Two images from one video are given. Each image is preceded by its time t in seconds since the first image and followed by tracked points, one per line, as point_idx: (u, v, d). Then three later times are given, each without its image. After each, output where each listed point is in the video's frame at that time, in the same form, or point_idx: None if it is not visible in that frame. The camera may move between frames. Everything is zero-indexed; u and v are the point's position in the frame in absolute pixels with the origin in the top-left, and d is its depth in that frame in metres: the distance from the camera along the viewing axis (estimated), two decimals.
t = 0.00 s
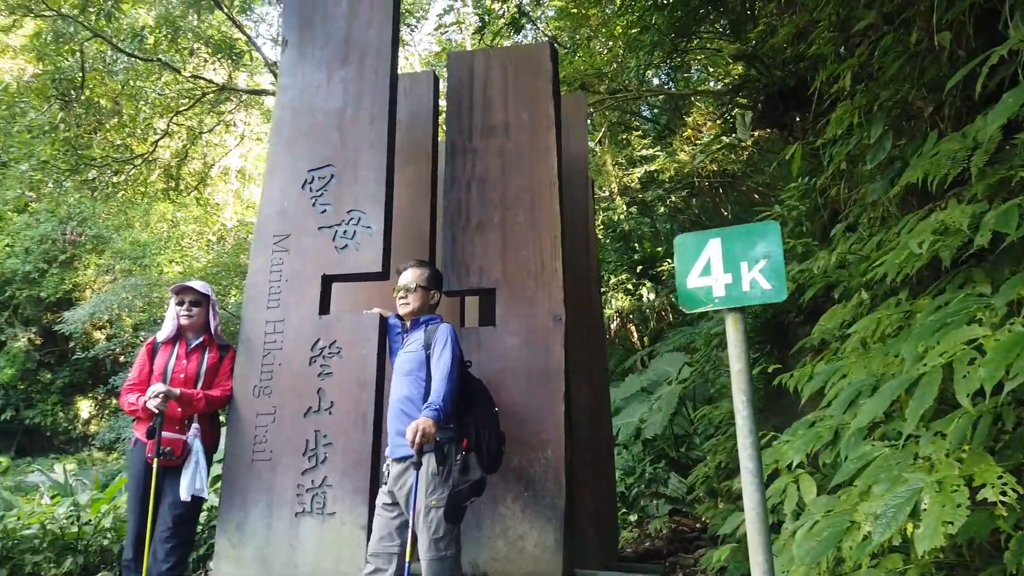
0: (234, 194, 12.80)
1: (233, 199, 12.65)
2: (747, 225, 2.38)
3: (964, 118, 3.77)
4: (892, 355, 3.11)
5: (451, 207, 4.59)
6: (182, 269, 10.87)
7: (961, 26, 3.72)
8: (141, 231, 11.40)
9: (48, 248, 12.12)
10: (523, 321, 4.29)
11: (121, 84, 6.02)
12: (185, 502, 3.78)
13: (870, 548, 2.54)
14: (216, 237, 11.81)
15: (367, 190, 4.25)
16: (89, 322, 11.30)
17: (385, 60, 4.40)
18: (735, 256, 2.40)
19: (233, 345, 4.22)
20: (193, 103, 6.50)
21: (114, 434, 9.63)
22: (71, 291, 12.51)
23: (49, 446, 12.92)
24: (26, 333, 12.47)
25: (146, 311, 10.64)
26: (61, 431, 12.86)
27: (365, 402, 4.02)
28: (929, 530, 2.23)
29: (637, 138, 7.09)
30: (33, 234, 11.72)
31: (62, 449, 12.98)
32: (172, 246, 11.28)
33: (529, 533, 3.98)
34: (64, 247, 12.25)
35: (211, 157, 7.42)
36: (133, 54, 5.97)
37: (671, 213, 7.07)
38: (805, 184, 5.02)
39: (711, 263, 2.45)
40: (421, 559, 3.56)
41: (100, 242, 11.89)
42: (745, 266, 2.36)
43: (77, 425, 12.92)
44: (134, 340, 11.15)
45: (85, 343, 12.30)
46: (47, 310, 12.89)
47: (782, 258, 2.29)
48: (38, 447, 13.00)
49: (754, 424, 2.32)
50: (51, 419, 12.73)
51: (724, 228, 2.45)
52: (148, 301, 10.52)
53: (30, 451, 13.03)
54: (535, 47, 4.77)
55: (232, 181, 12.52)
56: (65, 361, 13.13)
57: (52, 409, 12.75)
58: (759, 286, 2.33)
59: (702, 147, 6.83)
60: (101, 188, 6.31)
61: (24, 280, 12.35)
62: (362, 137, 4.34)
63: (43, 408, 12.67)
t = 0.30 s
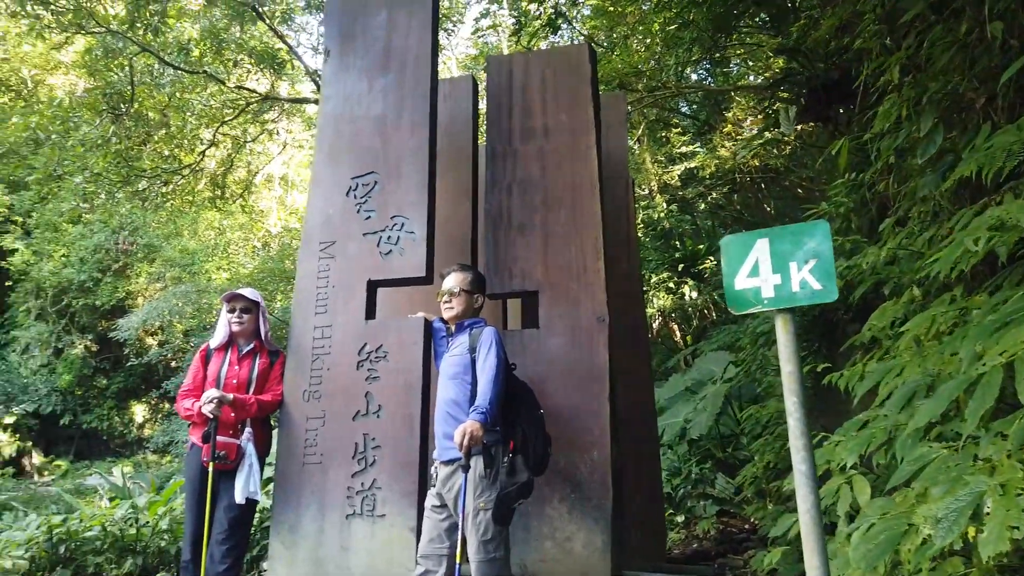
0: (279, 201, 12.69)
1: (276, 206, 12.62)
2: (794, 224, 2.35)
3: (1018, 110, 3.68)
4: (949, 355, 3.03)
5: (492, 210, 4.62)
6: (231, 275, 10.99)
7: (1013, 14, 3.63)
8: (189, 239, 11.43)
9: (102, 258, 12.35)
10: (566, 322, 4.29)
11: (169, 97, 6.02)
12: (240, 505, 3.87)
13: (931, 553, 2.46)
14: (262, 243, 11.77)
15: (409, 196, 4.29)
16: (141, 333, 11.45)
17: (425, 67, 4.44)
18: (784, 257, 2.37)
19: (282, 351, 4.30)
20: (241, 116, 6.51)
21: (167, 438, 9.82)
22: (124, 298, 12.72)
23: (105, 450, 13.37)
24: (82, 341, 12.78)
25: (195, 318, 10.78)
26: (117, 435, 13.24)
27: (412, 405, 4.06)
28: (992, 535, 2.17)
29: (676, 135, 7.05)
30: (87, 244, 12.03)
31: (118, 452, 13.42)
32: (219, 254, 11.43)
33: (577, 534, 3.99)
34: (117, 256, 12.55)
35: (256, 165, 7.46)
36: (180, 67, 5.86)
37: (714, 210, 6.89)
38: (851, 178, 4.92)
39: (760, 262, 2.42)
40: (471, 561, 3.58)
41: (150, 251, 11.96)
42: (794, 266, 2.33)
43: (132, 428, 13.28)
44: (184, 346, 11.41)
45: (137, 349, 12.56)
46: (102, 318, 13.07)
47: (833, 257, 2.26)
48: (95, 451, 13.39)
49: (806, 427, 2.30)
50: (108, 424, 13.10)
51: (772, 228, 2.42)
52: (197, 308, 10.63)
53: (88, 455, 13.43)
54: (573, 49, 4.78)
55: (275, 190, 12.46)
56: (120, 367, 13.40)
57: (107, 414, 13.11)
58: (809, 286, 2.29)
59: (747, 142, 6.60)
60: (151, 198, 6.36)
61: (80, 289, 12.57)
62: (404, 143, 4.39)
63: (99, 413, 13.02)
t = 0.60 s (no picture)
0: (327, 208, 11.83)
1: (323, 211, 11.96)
2: (849, 229, 2.37)
3: None
4: (1015, 357, 2.89)
5: (537, 214, 4.62)
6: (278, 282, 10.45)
7: None
8: (236, 247, 10.89)
9: (157, 267, 12.49)
10: (614, 327, 4.27)
11: (217, 109, 5.87)
12: (296, 510, 3.94)
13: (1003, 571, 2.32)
14: (310, 249, 11.15)
15: (455, 204, 4.32)
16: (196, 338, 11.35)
17: (468, 74, 4.45)
18: (839, 262, 2.40)
19: (334, 358, 4.37)
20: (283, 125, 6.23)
21: (223, 442, 9.96)
22: (179, 306, 12.88)
23: (164, 454, 13.69)
24: (139, 348, 13.04)
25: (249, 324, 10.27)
26: (174, 439, 13.56)
27: (462, 411, 4.09)
28: None
29: (720, 131, 7.07)
30: (142, 254, 12.20)
31: (176, 455, 13.67)
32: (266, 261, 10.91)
33: (629, 539, 3.98)
34: (171, 265, 12.61)
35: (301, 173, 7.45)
36: (227, 80, 5.76)
37: (759, 205, 6.91)
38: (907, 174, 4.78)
39: (815, 267, 2.45)
40: (524, 567, 3.59)
41: (202, 260, 11.74)
42: (850, 271, 2.35)
43: (189, 432, 13.58)
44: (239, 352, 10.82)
45: (192, 356, 12.72)
46: (158, 325, 13.38)
47: (891, 261, 2.28)
48: (155, 454, 13.75)
49: (867, 437, 2.28)
50: (165, 428, 13.43)
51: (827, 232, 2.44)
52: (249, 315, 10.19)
53: (148, 459, 13.81)
54: (616, 50, 4.74)
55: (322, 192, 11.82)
56: (176, 373, 13.66)
57: (165, 418, 13.44)
58: (868, 292, 2.32)
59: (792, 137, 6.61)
60: (203, 208, 6.28)
61: (137, 298, 12.77)
62: (448, 150, 4.41)
63: (157, 418, 13.35)
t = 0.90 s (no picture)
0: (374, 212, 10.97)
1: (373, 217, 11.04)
2: (912, 231, 2.49)
3: None
4: None
5: (585, 217, 4.59)
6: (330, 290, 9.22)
7: None
8: (291, 254, 10.05)
9: (214, 275, 12.26)
10: (666, 329, 4.22)
11: (269, 119, 5.86)
12: (355, 515, 4.02)
13: None
14: (361, 255, 10.19)
15: (504, 210, 4.33)
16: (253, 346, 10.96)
17: (515, 80, 4.45)
18: (903, 265, 2.49)
19: (388, 364, 4.45)
20: (332, 134, 6.27)
21: (279, 445, 9.93)
22: (237, 313, 12.72)
23: (223, 457, 13.73)
24: (197, 354, 13.17)
25: (303, 329, 9.42)
26: (234, 442, 13.64)
27: (515, 416, 4.10)
28: None
29: (769, 126, 6.92)
30: (200, 262, 11.87)
31: (236, 458, 13.66)
32: (319, 269, 10.02)
33: (687, 544, 3.95)
34: (227, 272, 12.35)
35: (350, 180, 7.43)
36: (278, 91, 5.78)
37: (811, 200, 6.70)
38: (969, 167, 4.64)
39: (878, 269, 2.55)
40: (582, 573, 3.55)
41: (258, 267, 10.95)
42: (916, 274, 2.44)
43: (246, 435, 13.68)
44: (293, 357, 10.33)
45: (249, 360, 12.53)
46: (217, 331, 13.39)
47: (957, 264, 2.37)
48: (215, 457, 13.78)
49: (938, 443, 2.33)
50: (224, 432, 13.55)
51: (889, 235, 2.54)
52: (302, 320, 9.34)
53: (209, 462, 13.82)
54: (664, 51, 4.69)
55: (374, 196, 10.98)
56: (233, 378, 13.77)
57: (224, 422, 13.56)
58: (933, 293, 2.40)
59: (845, 127, 6.45)
60: (257, 218, 6.25)
61: (196, 305, 12.76)
62: (496, 156, 4.42)
63: (217, 422, 13.46)
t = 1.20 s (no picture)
0: (421, 216, 10.67)
1: (419, 221, 10.80)
2: (977, 228, 2.53)
3: None
4: None
5: (633, 216, 4.56)
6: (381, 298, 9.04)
7: None
8: (341, 259, 10.06)
9: (267, 281, 11.93)
10: (718, 328, 4.16)
11: (317, 128, 5.86)
12: (411, 517, 4.06)
13: None
14: (408, 258, 9.97)
15: (552, 211, 4.32)
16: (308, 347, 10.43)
17: (560, 82, 4.44)
18: (968, 262, 2.53)
19: (440, 367, 4.47)
20: (377, 142, 6.25)
21: (332, 446, 9.83)
22: (289, 318, 12.34)
23: (278, 459, 13.54)
24: (253, 359, 13.22)
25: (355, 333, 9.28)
26: (288, 444, 13.42)
27: (567, 418, 4.07)
28: None
29: (820, 118, 6.89)
30: (252, 269, 11.68)
31: (291, 460, 13.47)
32: (368, 275, 9.85)
33: (745, 546, 3.89)
34: (281, 279, 12.04)
35: (396, 184, 7.41)
36: (326, 99, 5.78)
37: (864, 191, 6.34)
38: None
39: (943, 267, 2.59)
40: None
41: (310, 272, 11.02)
42: (983, 271, 2.48)
43: (301, 438, 13.46)
44: (344, 360, 10.25)
45: (302, 365, 12.37)
46: (270, 335, 13.39)
47: None
48: (269, 459, 13.57)
49: (1007, 444, 2.35)
50: (280, 435, 13.37)
51: (952, 232, 2.59)
52: (354, 324, 9.38)
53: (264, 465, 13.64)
54: (711, 46, 4.62)
55: (421, 200, 10.76)
56: (287, 382, 13.64)
57: (280, 425, 13.41)
58: (1001, 291, 2.44)
59: (899, 118, 6.38)
60: (307, 223, 6.31)
61: (251, 311, 12.66)
62: (543, 158, 4.42)
63: (272, 425, 13.34)
